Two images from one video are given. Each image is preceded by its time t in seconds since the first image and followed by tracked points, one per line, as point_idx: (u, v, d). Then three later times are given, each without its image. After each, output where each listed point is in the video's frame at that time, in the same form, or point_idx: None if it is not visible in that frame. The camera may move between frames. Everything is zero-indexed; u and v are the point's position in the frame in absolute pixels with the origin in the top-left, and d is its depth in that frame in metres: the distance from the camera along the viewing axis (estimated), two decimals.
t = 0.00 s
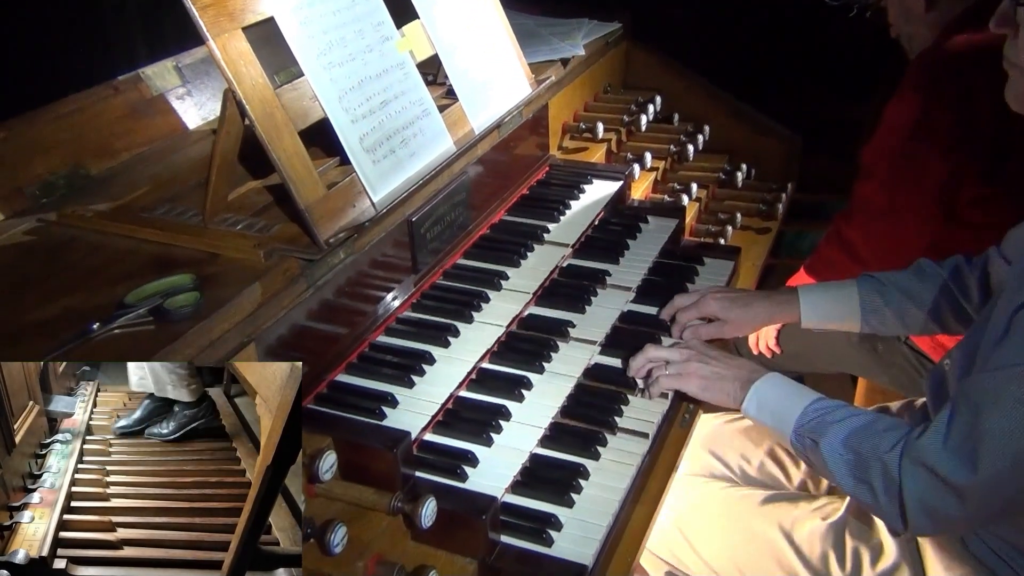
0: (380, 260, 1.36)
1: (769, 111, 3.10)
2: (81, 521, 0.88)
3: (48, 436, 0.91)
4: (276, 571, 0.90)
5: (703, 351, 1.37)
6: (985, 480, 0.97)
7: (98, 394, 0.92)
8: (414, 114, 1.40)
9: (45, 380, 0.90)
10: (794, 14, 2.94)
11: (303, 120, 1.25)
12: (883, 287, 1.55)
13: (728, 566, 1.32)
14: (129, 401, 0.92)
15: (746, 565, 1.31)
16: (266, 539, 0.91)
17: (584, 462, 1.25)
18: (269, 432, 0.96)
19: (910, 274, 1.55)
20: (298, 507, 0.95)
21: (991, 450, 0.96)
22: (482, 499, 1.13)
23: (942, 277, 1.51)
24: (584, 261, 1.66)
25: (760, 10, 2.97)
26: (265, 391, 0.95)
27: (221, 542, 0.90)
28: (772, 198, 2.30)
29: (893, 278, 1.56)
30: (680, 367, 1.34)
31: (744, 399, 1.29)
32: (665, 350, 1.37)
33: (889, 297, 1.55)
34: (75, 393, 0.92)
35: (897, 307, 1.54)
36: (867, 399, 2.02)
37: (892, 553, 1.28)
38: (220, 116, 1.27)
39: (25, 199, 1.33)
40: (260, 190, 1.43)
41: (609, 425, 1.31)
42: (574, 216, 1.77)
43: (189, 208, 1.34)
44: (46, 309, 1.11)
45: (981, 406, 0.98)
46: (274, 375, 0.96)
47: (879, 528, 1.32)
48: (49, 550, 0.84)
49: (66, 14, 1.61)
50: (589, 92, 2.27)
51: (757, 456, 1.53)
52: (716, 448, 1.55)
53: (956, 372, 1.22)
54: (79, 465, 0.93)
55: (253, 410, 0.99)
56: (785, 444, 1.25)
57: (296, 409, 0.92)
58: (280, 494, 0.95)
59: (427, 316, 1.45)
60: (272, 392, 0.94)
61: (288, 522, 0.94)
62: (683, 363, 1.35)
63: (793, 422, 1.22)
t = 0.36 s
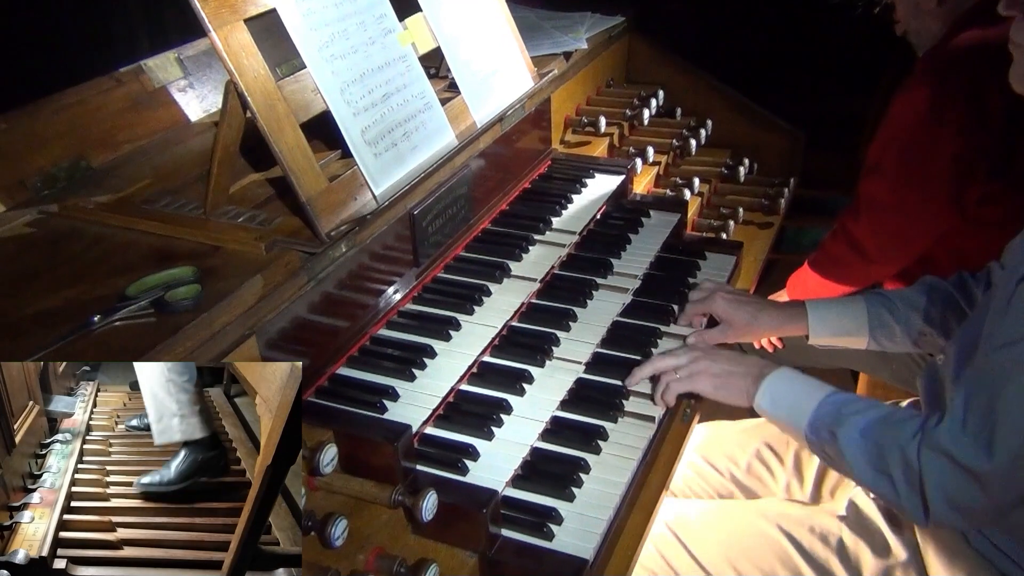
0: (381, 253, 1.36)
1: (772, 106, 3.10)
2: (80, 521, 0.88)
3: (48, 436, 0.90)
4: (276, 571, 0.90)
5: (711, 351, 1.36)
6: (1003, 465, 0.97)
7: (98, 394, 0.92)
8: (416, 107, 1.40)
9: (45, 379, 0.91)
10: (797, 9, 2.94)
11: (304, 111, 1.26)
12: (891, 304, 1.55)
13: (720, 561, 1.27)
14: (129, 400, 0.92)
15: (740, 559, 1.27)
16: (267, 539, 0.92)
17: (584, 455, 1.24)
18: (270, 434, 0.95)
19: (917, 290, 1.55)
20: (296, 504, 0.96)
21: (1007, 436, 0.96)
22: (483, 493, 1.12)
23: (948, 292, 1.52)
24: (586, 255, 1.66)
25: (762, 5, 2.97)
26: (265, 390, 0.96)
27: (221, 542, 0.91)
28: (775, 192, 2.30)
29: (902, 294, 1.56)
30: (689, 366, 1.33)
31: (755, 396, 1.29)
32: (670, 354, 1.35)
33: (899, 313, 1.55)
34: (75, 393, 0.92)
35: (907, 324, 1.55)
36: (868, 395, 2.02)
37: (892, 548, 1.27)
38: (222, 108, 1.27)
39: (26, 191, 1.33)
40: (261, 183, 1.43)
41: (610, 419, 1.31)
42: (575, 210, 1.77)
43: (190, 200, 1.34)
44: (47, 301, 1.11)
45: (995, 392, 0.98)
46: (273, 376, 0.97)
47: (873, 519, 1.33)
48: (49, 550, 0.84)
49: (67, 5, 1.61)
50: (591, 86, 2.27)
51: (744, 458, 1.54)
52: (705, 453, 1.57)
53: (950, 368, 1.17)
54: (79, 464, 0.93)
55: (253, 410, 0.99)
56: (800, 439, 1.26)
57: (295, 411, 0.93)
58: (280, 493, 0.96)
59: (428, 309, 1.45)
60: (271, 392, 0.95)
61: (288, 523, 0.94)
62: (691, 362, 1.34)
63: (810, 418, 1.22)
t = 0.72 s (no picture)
0: (383, 246, 1.36)
1: (773, 99, 3.10)
2: (80, 521, 0.84)
3: (47, 435, 0.86)
4: (276, 572, 0.88)
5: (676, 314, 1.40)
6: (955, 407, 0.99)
7: (98, 394, 0.88)
8: (418, 99, 1.40)
9: (44, 379, 0.87)
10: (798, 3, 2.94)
11: (306, 104, 1.25)
12: (901, 267, 1.60)
13: (721, 563, 1.27)
14: (131, 400, 0.89)
15: (742, 560, 1.27)
16: (267, 539, 0.89)
17: (586, 448, 1.25)
18: (270, 435, 0.92)
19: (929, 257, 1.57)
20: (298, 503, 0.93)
21: (964, 377, 0.98)
22: (485, 485, 1.13)
23: (960, 263, 1.51)
24: (587, 248, 1.66)
25: None
26: (264, 390, 0.91)
27: (221, 542, 0.87)
28: (777, 184, 2.30)
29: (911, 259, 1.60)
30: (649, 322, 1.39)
31: (721, 354, 1.31)
32: (635, 317, 1.40)
33: (909, 278, 1.58)
34: (75, 392, 0.88)
35: (914, 287, 1.57)
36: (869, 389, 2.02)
37: (895, 545, 1.25)
38: (224, 100, 1.27)
39: (28, 182, 1.33)
40: (263, 175, 1.43)
41: (612, 412, 1.31)
42: (577, 203, 1.77)
43: (192, 192, 1.33)
44: (49, 293, 1.11)
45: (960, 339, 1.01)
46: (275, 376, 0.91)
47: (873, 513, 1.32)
48: (49, 550, 0.81)
49: None
50: (593, 79, 2.27)
51: (742, 459, 1.54)
52: (703, 456, 1.57)
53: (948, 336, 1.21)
54: (78, 465, 0.88)
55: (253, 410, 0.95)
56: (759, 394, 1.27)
57: (296, 411, 0.89)
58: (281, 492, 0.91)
59: (430, 301, 1.45)
60: (273, 392, 0.90)
61: (288, 523, 0.91)
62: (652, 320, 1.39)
63: (767, 370, 1.24)
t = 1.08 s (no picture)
0: (387, 240, 1.36)
1: (778, 92, 3.09)
2: (80, 521, 0.86)
3: (48, 436, 0.89)
4: (276, 572, 0.87)
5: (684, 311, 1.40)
6: (949, 399, 0.99)
7: (98, 394, 0.89)
8: (421, 93, 1.40)
9: (45, 381, 0.90)
10: None
11: (309, 98, 1.25)
12: (901, 260, 1.58)
13: (726, 553, 1.28)
14: (131, 400, 0.90)
15: (745, 550, 1.28)
16: (266, 539, 0.89)
17: (588, 442, 1.25)
18: (270, 434, 0.91)
19: (926, 250, 1.56)
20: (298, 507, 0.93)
21: (956, 369, 0.98)
22: (488, 478, 1.13)
23: (954, 257, 1.52)
24: (590, 241, 1.65)
25: None
26: (264, 390, 0.91)
27: (221, 541, 0.88)
28: (781, 179, 2.30)
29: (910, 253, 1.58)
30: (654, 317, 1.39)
31: (723, 350, 1.32)
32: (641, 314, 1.40)
33: (906, 271, 1.57)
34: (75, 393, 0.90)
35: (910, 281, 1.56)
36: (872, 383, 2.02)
37: (892, 534, 1.25)
38: (227, 94, 1.27)
39: (32, 176, 1.33)
40: (266, 169, 1.43)
41: (614, 406, 1.31)
42: (580, 197, 1.76)
43: (195, 185, 1.34)
44: (54, 286, 1.11)
45: (951, 329, 1.00)
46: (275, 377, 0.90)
47: (869, 498, 1.32)
48: (49, 550, 0.83)
49: None
50: (597, 71, 2.26)
51: (744, 449, 1.54)
52: (705, 444, 1.57)
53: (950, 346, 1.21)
54: (78, 465, 0.90)
55: (253, 410, 0.93)
56: (765, 391, 1.27)
57: (295, 412, 0.89)
58: (280, 494, 0.91)
59: (433, 295, 1.45)
60: (271, 393, 0.90)
61: (288, 523, 0.91)
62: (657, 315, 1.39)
63: (769, 366, 1.24)
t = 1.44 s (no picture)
0: (390, 233, 1.36)
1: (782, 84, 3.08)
2: (79, 521, 0.85)
3: (48, 435, 0.88)
4: (276, 571, 0.87)
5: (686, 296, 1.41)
6: (975, 380, 1.00)
7: (98, 393, 0.90)
8: (425, 85, 1.39)
9: (45, 379, 0.89)
10: None
11: (313, 91, 1.25)
12: (901, 260, 1.57)
13: (728, 552, 1.29)
14: (130, 399, 0.92)
15: (749, 550, 1.28)
16: (266, 539, 0.89)
17: (592, 435, 1.25)
18: (270, 434, 0.92)
19: (927, 251, 1.56)
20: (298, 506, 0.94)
21: (987, 353, 0.99)
22: (492, 471, 1.13)
23: (958, 255, 1.52)
24: (595, 235, 1.65)
25: None
26: (264, 390, 0.91)
27: (221, 542, 0.89)
28: (785, 172, 2.30)
29: (910, 252, 1.57)
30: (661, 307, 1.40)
31: (733, 330, 1.33)
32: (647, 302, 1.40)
33: (908, 272, 1.55)
34: (75, 392, 0.90)
35: (914, 281, 1.55)
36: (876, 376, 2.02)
37: (903, 531, 1.25)
38: (230, 87, 1.26)
39: (36, 169, 1.33)
40: (269, 162, 1.43)
41: (619, 399, 1.31)
42: (585, 190, 1.76)
43: (199, 179, 1.33)
44: (59, 279, 1.11)
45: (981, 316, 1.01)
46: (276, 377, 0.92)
47: (880, 501, 1.30)
48: (49, 550, 0.82)
49: None
50: (601, 64, 2.25)
51: (750, 448, 1.54)
52: (710, 445, 1.58)
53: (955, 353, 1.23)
54: (79, 465, 0.91)
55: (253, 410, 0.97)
56: (773, 369, 1.28)
57: (295, 413, 0.89)
58: (281, 493, 0.93)
59: (437, 288, 1.45)
60: (271, 392, 0.91)
61: (288, 523, 0.91)
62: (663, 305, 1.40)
63: (784, 344, 1.24)
